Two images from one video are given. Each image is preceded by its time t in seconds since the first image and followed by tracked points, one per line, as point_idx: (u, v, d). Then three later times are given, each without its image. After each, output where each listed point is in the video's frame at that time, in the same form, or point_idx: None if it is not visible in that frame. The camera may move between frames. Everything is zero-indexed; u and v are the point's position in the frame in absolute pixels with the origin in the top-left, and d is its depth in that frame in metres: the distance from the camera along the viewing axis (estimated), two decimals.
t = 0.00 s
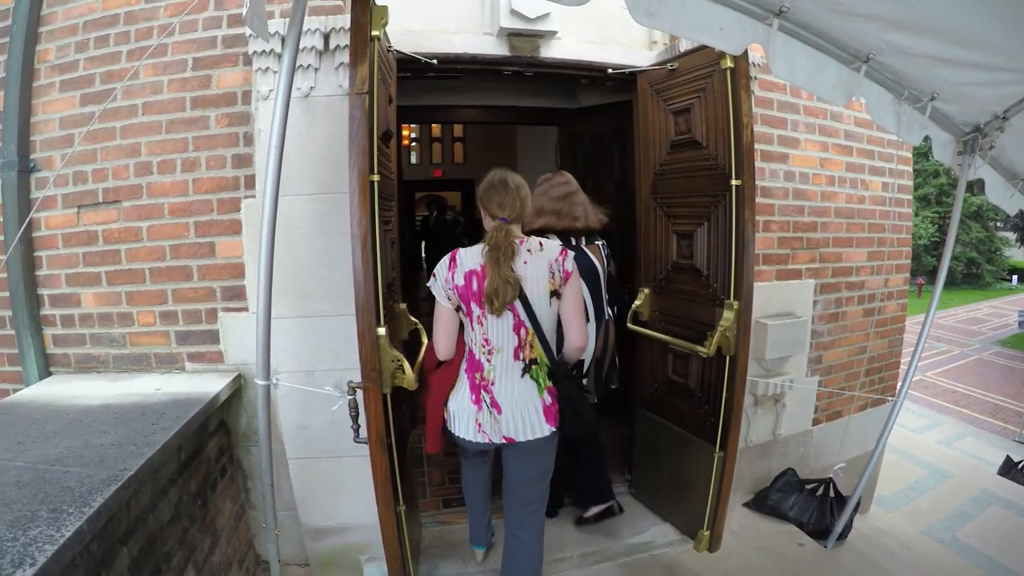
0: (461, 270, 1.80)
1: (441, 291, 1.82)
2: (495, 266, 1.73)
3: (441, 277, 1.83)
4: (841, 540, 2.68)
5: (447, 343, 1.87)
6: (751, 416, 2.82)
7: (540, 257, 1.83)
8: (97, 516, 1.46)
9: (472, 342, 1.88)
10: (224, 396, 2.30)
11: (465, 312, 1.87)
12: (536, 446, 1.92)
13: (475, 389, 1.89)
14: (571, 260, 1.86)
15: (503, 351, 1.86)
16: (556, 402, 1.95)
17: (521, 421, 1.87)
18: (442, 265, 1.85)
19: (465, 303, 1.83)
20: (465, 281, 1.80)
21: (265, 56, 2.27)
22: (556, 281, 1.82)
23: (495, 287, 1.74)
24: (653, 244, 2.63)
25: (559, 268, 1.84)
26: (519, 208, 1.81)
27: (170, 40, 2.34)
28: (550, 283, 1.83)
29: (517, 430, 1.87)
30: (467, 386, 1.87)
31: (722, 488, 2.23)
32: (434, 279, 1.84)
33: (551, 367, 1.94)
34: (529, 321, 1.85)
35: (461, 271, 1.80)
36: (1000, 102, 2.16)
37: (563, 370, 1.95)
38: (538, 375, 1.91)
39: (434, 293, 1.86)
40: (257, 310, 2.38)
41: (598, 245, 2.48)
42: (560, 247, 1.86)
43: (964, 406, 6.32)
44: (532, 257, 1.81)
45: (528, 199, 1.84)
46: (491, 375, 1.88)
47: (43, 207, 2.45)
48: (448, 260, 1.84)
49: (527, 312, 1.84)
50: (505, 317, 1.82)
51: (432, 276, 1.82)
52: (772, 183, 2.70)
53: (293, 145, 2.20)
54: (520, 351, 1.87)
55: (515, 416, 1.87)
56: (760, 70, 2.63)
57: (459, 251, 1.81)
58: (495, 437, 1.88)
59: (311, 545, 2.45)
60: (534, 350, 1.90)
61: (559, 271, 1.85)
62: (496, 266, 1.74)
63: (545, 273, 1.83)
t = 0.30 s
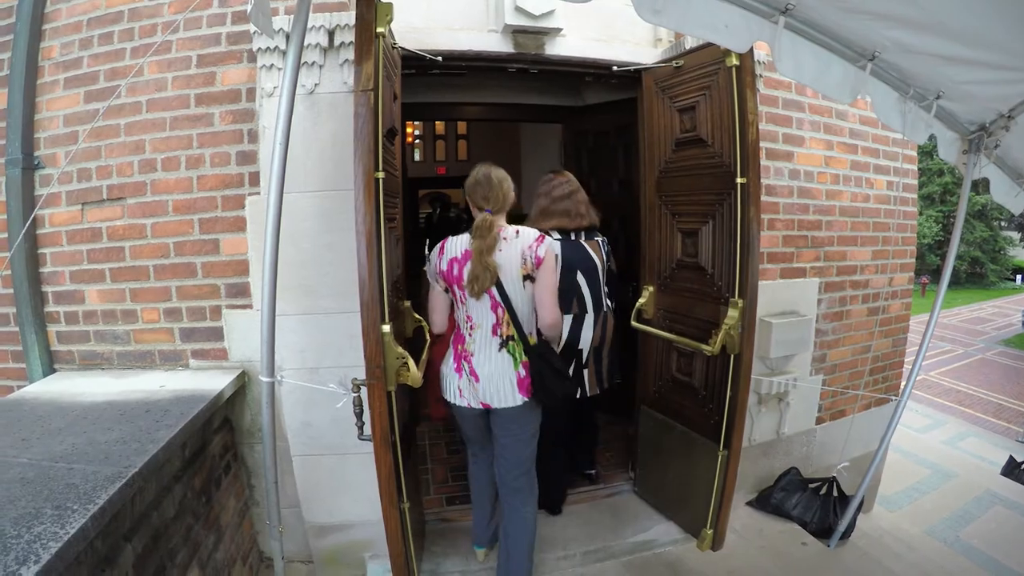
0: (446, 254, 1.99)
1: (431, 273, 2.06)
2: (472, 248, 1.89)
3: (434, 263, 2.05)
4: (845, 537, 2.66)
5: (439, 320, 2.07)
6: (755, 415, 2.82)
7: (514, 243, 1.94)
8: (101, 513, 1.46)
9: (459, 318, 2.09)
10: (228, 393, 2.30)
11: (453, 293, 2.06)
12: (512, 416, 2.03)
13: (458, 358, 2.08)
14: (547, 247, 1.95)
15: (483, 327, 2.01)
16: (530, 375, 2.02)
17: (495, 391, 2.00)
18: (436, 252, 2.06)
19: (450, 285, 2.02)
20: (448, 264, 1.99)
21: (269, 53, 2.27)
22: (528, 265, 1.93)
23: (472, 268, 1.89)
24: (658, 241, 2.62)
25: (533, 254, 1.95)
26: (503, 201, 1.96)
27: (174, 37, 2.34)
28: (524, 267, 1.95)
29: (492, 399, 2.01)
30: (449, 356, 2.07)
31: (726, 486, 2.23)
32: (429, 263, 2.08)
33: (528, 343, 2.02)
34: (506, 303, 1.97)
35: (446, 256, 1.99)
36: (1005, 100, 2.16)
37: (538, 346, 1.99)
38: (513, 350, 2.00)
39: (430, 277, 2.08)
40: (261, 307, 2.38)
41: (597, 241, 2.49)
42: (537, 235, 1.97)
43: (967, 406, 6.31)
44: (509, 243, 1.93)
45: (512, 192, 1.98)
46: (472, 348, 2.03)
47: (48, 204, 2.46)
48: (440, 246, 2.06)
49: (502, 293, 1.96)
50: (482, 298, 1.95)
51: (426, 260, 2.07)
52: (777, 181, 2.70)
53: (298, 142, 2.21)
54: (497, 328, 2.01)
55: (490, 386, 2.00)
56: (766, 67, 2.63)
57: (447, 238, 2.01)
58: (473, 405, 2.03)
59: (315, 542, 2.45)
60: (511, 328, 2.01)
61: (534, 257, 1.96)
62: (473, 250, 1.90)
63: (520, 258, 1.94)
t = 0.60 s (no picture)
0: (444, 231, 2.17)
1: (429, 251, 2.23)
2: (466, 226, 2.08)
3: (432, 241, 2.24)
4: (845, 542, 2.66)
5: (437, 294, 2.27)
6: (758, 416, 2.82)
7: (506, 220, 2.14)
8: (104, 507, 1.46)
9: (456, 292, 2.26)
10: (231, 389, 2.30)
11: (450, 270, 2.23)
12: (511, 380, 2.22)
13: (458, 330, 2.22)
14: (536, 224, 2.15)
15: (479, 299, 2.19)
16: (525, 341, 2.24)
17: (494, 357, 2.18)
18: (434, 231, 2.25)
19: (448, 261, 2.19)
20: (446, 242, 2.17)
21: (275, 49, 2.27)
22: (520, 239, 2.13)
23: (467, 244, 2.09)
24: (663, 241, 2.62)
25: (523, 229, 2.15)
26: (495, 184, 2.17)
27: (180, 33, 2.35)
28: (516, 242, 2.15)
29: (491, 365, 2.18)
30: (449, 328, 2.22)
31: (729, 488, 2.23)
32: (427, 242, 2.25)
33: (523, 312, 2.23)
34: (501, 276, 2.17)
35: (444, 234, 2.18)
36: (1013, 102, 2.15)
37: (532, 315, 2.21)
38: (509, 319, 2.20)
39: (428, 254, 2.27)
40: (266, 303, 2.38)
41: (611, 242, 2.62)
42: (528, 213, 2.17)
43: (970, 410, 6.29)
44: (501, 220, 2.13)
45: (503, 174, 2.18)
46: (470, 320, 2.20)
47: (53, 198, 2.46)
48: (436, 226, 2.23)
49: (495, 265, 2.15)
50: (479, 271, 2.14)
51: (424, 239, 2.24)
52: (782, 182, 2.69)
53: (304, 138, 2.21)
54: (492, 299, 2.19)
55: (490, 354, 2.17)
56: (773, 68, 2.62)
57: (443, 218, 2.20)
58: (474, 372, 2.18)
59: (317, 538, 2.46)
60: (505, 299, 2.21)
61: (525, 233, 2.15)
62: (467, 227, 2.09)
63: (512, 234, 2.14)
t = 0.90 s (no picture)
0: (446, 236, 2.18)
1: (432, 256, 2.23)
2: (469, 231, 2.09)
3: (434, 245, 2.23)
4: (852, 545, 2.67)
5: (441, 296, 2.24)
6: (765, 420, 2.81)
7: (507, 225, 2.19)
8: (109, 510, 1.46)
9: (458, 293, 2.26)
10: (237, 391, 2.30)
11: (453, 272, 2.24)
12: (516, 375, 2.27)
13: (465, 328, 2.22)
14: (534, 228, 2.23)
15: (483, 298, 2.22)
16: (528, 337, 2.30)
17: (502, 352, 2.21)
18: (434, 236, 2.24)
19: (451, 264, 2.20)
20: (450, 246, 2.18)
21: (281, 53, 2.28)
22: (520, 243, 2.19)
23: (472, 249, 2.10)
24: (669, 244, 2.62)
25: (522, 234, 2.21)
26: (495, 189, 2.17)
27: (186, 36, 2.35)
28: (516, 246, 2.20)
29: (501, 359, 2.22)
30: (454, 327, 2.22)
31: (736, 493, 2.22)
32: (429, 247, 2.23)
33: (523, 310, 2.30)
34: (502, 277, 2.21)
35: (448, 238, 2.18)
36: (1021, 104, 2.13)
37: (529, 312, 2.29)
38: (512, 317, 2.26)
39: (429, 258, 2.26)
40: (271, 306, 2.39)
41: (617, 243, 2.73)
42: (526, 218, 2.24)
43: (978, 413, 6.25)
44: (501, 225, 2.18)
45: (502, 181, 2.20)
46: (476, 318, 2.22)
47: (59, 201, 2.47)
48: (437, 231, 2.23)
49: (498, 268, 2.19)
50: (483, 273, 2.17)
51: (426, 244, 2.23)
52: (789, 185, 2.68)
53: (310, 142, 2.21)
54: (497, 298, 2.22)
55: (498, 349, 2.20)
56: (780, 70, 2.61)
57: (446, 223, 2.20)
58: (484, 367, 2.20)
59: (322, 541, 2.46)
60: (507, 297, 2.26)
61: (523, 237, 2.22)
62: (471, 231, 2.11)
63: (512, 238, 2.19)
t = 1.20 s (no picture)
0: (448, 231, 2.30)
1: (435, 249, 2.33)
2: (470, 229, 2.20)
3: (436, 239, 2.34)
4: (860, 546, 2.67)
5: (441, 285, 2.34)
6: (772, 420, 2.80)
7: (506, 224, 2.33)
8: (114, 515, 1.46)
9: (456, 284, 2.38)
10: (242, 395, 2.31)
11: (452, 265, 2.35)
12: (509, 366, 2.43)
13: (462, 317, 2.34)
14: (530, 229, 2.38)
15: (480, 290, 2.35)
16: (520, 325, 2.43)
17: (496, 340, 2.35)
18: (436, 231, 2.34)
19: (452, 257, 2.32)
20: (452, 240, 2.29)
21: (285, 56, 2.28)
22: (516, 242, 2.33)
23: (473, 246, 2.22)
24: (674, 244, 2.61)
25: (519, 233, 2.35)
26: (496, 189, 2.29)
27: (190, 40, 2.36)
28: (513, 244, 2.35)
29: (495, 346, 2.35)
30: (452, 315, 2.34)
31: (743, 493, 2.22)
32: (433, 240, 2.34)
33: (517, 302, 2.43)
34: (499, 272, 2.35)
35: (451, 233, 2.29)
36: None
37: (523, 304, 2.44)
38: (506, 308, 2.39)
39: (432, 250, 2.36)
40: (276, 309, 2.39)
41: (609, 246, 2.79)
42: (523, 219, 2.38)
43: (986, 412, 6.21)
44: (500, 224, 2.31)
45: (503, 183, 2.32)
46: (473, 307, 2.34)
47: (64, 205, 2.48)
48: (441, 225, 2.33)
49: (495, 263, 2.33)
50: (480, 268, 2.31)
51: (431, 238, 2.33)
52: (795, 184, 2.67)
53: (314, 145, 2.21)
54: (492, 290, 2.35)
55: (493, 336, 2.33)
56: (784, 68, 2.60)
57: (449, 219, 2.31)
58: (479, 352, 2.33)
59: (328, 544, 2.46)
60: (501, 290, 2.39)
61: (519, 237, 2.37)
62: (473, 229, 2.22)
63: (509, 236, 2.33)
